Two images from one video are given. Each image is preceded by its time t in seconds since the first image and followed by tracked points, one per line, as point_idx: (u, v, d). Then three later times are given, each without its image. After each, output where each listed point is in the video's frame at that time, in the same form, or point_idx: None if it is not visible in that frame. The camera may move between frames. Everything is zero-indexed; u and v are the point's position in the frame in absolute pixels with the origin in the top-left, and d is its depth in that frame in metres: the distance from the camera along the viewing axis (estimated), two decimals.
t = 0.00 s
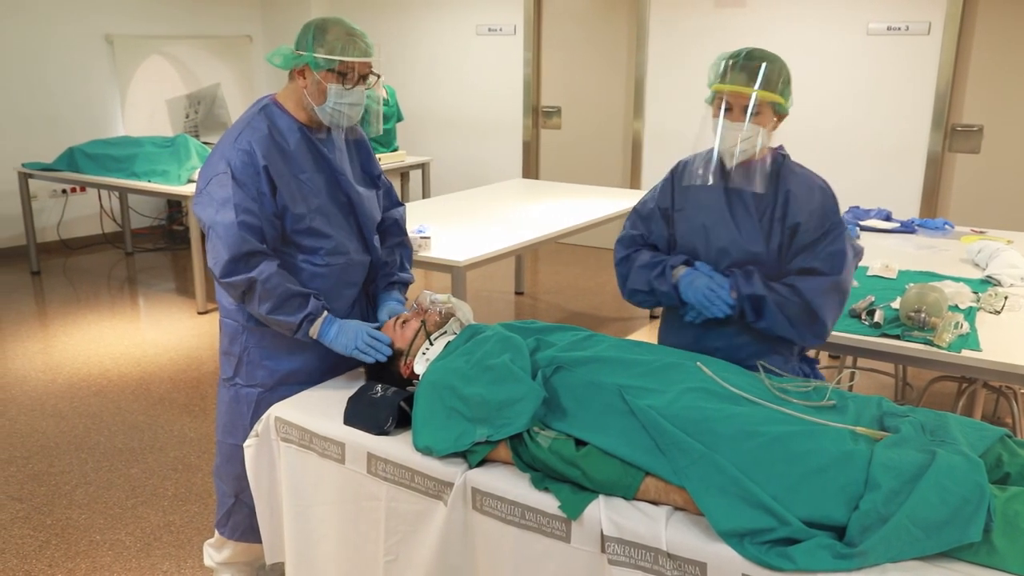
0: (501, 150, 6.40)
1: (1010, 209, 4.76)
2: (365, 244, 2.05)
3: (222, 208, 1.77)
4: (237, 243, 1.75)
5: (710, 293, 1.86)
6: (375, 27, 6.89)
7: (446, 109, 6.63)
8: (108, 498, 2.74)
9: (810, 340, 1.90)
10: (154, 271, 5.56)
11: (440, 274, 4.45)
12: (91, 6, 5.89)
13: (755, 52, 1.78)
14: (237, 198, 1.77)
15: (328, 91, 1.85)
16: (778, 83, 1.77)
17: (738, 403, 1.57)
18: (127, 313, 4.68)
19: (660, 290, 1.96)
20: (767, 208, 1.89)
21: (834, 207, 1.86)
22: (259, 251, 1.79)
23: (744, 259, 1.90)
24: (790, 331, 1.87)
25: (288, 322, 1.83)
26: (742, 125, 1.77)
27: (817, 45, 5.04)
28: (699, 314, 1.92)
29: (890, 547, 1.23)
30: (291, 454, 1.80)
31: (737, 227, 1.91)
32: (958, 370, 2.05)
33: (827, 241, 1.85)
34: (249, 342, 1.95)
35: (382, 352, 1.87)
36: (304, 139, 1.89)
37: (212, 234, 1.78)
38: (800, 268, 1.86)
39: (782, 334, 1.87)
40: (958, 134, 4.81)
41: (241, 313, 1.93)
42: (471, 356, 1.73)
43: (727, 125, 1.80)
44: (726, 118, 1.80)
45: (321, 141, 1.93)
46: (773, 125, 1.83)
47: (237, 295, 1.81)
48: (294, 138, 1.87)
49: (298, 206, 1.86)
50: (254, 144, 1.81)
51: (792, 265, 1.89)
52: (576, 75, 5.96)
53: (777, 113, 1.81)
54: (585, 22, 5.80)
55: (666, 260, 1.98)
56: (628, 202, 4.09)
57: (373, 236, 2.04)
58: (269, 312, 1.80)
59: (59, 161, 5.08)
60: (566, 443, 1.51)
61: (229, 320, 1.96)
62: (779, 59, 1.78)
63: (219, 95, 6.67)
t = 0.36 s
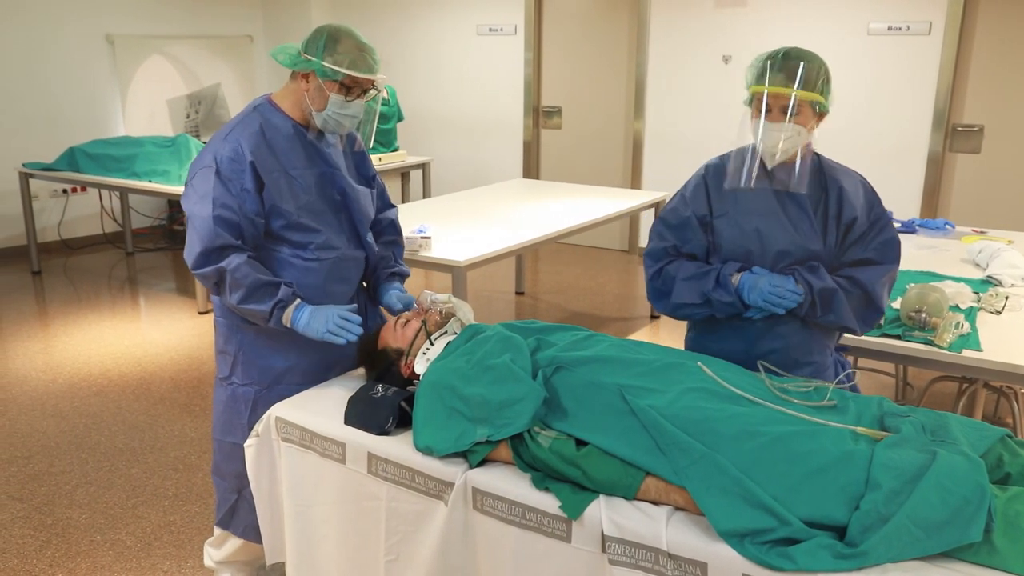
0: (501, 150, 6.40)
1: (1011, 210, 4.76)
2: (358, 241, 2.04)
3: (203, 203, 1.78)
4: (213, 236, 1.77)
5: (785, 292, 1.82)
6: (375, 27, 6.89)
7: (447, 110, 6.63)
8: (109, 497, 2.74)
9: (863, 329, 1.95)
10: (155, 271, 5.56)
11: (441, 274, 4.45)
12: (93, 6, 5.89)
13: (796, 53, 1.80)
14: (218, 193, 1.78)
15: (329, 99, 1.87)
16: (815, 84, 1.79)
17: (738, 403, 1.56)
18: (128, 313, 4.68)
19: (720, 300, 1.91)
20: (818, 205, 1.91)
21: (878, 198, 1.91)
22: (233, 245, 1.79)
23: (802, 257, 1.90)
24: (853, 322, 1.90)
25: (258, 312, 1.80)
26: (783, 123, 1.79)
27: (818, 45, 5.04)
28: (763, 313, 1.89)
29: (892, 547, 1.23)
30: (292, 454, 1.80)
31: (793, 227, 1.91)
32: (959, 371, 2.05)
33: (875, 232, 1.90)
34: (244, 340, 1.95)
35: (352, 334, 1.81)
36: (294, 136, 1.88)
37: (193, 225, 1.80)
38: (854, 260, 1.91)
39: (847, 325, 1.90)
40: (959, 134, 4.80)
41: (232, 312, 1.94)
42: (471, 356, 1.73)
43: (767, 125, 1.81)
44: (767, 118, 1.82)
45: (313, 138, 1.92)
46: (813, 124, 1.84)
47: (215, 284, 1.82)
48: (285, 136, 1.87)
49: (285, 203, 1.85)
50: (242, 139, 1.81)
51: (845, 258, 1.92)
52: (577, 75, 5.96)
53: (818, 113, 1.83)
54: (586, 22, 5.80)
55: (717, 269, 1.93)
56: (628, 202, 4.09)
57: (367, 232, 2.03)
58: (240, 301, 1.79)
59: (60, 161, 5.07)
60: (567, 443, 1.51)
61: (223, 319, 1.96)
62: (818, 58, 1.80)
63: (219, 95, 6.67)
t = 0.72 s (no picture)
0: (500, 150, 6.40)
1: (1010, 210, 4.76)
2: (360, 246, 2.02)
3: (207, 195, 1.80)
4: (215, 228, 1.78)
5: (748, 287, 1.90)
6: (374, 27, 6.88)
7: (446, 110, 6.63)
8: (108, 497, 2.74)
9: (843, 345, 1.94)
10: (154, 271, 5.56)
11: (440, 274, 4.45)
12: (92, 6, 5.89)
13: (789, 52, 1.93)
14: (222, 187, 1.79)
15: (344, 101, 1.85)
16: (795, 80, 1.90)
17: (737, 403, 1.56)
18: (127, 313, 4.68)
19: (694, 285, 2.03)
20: (808, 211, 1.94)
21: (875, 212, 1.90)
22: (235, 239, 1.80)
23: (779, 258, 1.96)
24: (825, 333, 1.91)
25: (263, 300, 1.79)
26: (744, 109, 1.94)
27: (817, 45, 5.03)
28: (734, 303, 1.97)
29: (890, 547, 1.23)
30: (291, 454, 1.80)
31: (777, 228, 1.97)
32: (958, 370, 2.05)
33: (865, 245, 1.89)
34: (238, 336, 1.95)
35: (359, 309, 1.81)
36: (303, 136, 1.89)
37: (196, 217, 1.81)
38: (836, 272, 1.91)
39: (818, 335, 1.91)
40: (958, 134, 4.80)
41: (231, 306, 1.94)
42: (470, 356, 1.73)
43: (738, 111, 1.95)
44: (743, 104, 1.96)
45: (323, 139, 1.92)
46: (787, 123, 1.93)
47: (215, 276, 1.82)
48: (294, 136, 1.87)
49: (286, 202, 1.85)
50: (249, 135, 1.82)
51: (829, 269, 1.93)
52: (576, 75, 5.95)
53: (790, 112, 1.92)
54: (585, 22, 5.80)
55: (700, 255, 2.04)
56: (628, 202, 4.09)
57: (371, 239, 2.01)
58: (245, 292, 1.79)
59: (59, 161, 5.07)
60: (566, 443, 1.51)
61: (223, 314, 1.97)
62: (808, 62, 1.90)
63: (218, 95, 6.66)
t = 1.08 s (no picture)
0: (498, 150, 6.40)
1: (1008, 209, 4.76)
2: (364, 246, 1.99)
3: (205, 191, 1.82)
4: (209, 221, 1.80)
5: (696, 279, 1.96)
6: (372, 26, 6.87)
7: (443, 109, 6.63)
8: (105, 497, 2.74)
9: (799, 343, 1.94)
10: (151, 271, 5.55)
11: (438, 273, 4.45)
12: (90, 6, 5.89)
13: (740, 58, 1.90)
14: (219, 183, 1.81)
15: (349, 92, 1.84)
16: (752, 86, 1.88)
17: (735, 403, 1.56)
18: (124, 313, 4.67)
19: (661, 279, 2.12)
20: (769, 206, 1.96)
21: (835, 209, 1.88)
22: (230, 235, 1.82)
23: (737, 252, 2.00)
24: (775, 329, 1.93)
25: (256, 288, 1.79)
26: (717, 128, 1.93)
27: (815, 45, 5.04)
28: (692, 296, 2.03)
29: (887, 546, 1.23)
30: (288, 454, 1.80)
31: (739, 221, 2.00)
32: (955, 370, 2.05)
33: (822, 242, 1.87)
34: (238, 333, 1.95)
35: (344, 268, 1.78)
36: (307, 135, 1.88)
37: (195, 212, 1.84)
38: (791, 268, 1.91)
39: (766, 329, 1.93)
40: (955, 133, 4.81)
41: (230, 300, 1.95)
42: (468, 356, 1.73)
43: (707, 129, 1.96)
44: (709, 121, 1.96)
45: (328, 138, 1.91)
46: (762, 127, 1.92)
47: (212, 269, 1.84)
48: (296, 135, 1.87)
49: (285, 200, 1.85)
50: (250, 134, 1.83)
51: (786, 264, 1.94)
52: (574, 75, 5.95)
53: (762, 117, 1.90)
54: (583, 22, 5.80)
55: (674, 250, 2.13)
56: (625, 202, 4.09)
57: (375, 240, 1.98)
58: (237, 281, 1.79)
59: (57, 161, 5.06)
60: (564, 443, 1.51)
61: (224, 309, 1.97)
62: (759, 65, 1.88)
63: (216, 95, 6.65)
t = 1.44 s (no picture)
0: (494, 149, 6.40)
1: (1003, 209, 4.77)
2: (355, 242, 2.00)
3: (187, 199, 1.82)
4: (191, 229, 1.80)
5: (684, 279, 1.97)
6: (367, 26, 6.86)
7: (439, 109, 6.63)
8: (101, 498, 2.74)
9: (793, 335, 1.96)
10: (147, 271, 5.54)
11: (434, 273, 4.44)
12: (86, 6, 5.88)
13: (724, 53, 1.90)
14: (200, 191, 1.81)
15: (323, 81, 1.82)
16: (742, 82, 1.88)
17: (731, 402, 1.56)
18: (120, 313, 4.66)
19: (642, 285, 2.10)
20: (749, 204, 1.97)
21: (816, 202, 1.88)
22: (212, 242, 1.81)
23: (723, 252, 2.01)
24: (770, 323, 1.95)
25: (227, 287, 1.78)
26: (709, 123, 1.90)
27: (810, 44, 5.05)
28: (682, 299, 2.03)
29: (883, 545, 1.24)
30: (284, 455, 1.80)
31: (721, 221, 2.01)
32: (951, 370, 2.05)
33: (807, 234, 1.88)
34: (235, 337, 1.95)
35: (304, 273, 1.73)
36: (291, 135, 1.87)
37: (178, 220, 1.83)
38: (777, 262, 1.92)
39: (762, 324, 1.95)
40: (951, 133, 4.81)
41: (225, 307, 1.95)
42: (464, 356, 1.73)
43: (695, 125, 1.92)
44: (695, 117, 1.93)
45: (311, 137, 1.90)
46: (747, 122, 1.93)
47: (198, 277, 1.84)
48: (280, 135, 1.86)
49: (275, 202, 1.85)
50: (232, 139, 1.83)
51: (771, 260, 1.95)
52: (569, 75, 5.95)
53: (748, 111, 1.91)
54: (578, 21, 5.80)
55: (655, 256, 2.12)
56: (621, 201, 4.09)
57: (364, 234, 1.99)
58: (211, 281, 1.78)
59: (52, 161, 5.05)
60: (560, 443, 1.51)
61: (218, 314, 1.97)
62: (747, 58, 1.89)
63: (211, 94, 6.64)
